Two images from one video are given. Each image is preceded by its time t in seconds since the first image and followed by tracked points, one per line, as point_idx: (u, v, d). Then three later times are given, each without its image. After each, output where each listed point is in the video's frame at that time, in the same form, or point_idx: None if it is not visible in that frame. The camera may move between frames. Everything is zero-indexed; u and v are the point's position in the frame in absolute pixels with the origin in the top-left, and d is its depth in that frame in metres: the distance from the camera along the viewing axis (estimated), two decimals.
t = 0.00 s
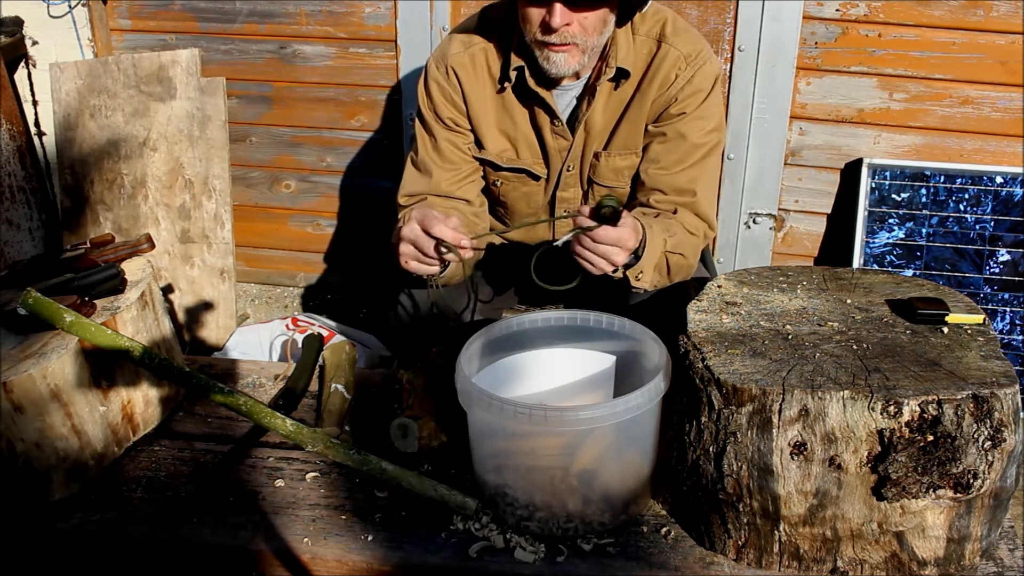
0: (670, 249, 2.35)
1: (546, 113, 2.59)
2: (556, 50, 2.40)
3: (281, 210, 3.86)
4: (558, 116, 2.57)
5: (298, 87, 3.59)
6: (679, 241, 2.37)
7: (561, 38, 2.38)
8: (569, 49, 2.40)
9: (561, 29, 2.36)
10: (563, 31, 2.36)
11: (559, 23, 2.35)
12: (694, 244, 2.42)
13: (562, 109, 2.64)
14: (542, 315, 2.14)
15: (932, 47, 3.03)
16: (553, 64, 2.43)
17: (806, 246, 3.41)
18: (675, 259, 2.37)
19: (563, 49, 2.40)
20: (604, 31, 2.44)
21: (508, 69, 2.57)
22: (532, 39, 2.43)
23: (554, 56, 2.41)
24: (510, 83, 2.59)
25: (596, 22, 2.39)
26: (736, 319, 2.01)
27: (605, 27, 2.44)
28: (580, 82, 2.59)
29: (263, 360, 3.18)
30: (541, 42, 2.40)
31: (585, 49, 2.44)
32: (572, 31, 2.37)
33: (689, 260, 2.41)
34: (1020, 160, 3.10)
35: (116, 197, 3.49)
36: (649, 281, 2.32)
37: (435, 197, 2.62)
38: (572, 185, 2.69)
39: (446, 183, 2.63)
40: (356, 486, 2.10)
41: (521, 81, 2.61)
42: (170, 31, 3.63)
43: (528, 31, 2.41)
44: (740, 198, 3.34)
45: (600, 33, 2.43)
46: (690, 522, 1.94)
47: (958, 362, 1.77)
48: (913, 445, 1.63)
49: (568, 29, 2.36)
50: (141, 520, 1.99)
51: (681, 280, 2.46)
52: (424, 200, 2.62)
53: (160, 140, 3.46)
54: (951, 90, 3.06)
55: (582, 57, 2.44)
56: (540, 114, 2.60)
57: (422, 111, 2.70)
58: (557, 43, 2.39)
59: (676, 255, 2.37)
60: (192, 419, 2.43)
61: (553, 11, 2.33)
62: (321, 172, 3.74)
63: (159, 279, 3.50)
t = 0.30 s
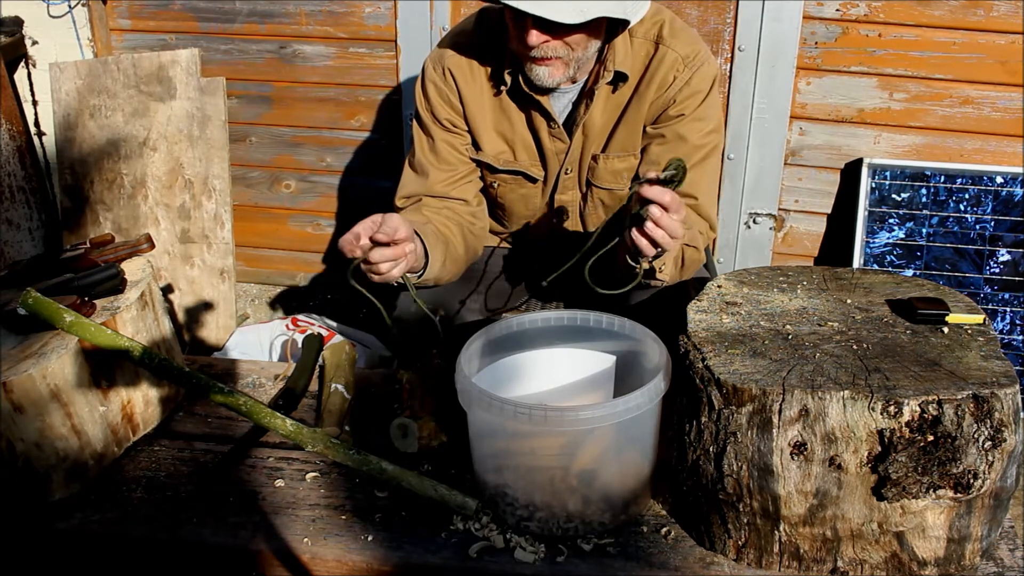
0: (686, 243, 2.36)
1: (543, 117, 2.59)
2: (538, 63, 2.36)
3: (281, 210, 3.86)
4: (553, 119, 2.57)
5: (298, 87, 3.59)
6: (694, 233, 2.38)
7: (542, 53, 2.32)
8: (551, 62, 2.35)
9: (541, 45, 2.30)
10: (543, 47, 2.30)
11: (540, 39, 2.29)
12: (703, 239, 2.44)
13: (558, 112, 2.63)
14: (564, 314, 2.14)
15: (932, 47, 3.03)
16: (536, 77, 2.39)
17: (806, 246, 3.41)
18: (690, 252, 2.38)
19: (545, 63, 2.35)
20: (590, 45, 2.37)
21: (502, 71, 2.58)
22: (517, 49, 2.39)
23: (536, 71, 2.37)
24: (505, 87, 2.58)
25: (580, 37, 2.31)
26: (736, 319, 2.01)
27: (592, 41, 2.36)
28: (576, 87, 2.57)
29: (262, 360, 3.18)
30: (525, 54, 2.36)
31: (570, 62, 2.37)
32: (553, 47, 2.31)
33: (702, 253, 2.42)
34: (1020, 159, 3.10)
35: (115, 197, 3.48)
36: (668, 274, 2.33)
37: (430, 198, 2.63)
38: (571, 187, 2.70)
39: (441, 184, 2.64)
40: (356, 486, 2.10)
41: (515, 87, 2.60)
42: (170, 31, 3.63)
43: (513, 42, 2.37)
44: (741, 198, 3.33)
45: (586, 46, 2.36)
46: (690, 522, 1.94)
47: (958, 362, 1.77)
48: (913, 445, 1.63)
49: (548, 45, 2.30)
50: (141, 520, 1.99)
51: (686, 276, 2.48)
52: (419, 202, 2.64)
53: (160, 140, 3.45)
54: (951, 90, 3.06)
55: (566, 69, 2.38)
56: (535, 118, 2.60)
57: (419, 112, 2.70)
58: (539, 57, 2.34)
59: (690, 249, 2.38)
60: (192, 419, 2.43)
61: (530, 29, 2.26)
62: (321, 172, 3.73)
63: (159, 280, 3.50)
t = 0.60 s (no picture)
0: (666, 244, 2.32)
1: (541, 117, 2.59)
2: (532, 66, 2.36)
3: (281, 210, 3.86)
4: (553, 119, 2.57)
5: (298, 87, 3.59)
6: (675, 235, 2.35)
7: (536, 56, 2.32)
8: (545, 66, 2.35)
9: (535, 48, 2.30)
10: (537, 50, 2.30)
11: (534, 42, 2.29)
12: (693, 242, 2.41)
13: (557, 112, 2.64)
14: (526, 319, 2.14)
15: (932, 47, 3.03)
16: (530, 79, 2.39)
17: (806, 246, 3.41)
18: (670, 254, 2.34)
19: (539, 66, 2.35)
20: (585, 50, 2.36)
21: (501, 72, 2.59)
22: (513, 51, 2.39)
23: (531, 73, 2.37)
24: (504, 87, 2.59)
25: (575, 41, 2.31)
26: (736, 319, 2.01)
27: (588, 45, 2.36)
28: (574, 87, 2.57)
29: (262, 360, 3.18)
30: (520, 56, 2.36)
31: (564, 66, 2.37)
32: (547, 50, 2.31)
33: (685, 256, 2.38)
34: (1020, 159, 3.10)
35: (115, 197, 3.48)
36: (643, 276, 2.29)
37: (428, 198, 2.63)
38: (570, 188, 2.70)
39: (440, 184, 2.64)
40: (356, 486, 2.10)
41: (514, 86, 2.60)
42: (170, 31, 3.63)
43: (509, 44, 2.38)
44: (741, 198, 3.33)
45: (581, 51, 2.35)
46: (691, 522, 1.94)
47: (958, 362, 1.77)
48: (913, 445, 1.63)
49: (543, 48, 2.30)
50: (142, 520, 1.99)
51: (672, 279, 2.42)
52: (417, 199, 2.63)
53: (160, 140, 3.45)
54: (951, 90, 3.06)
55: (561, 73, 2.38)
56: (534, 118, 2.60)
57: (418, 112, 2.70)
58: (533, 60, 2.34)
59: (672, 251, 2.34)
60: (192, 419, 2.43)
61: (525, 33, 2.27)
62: (321, 172, 3.73)
63: (159, 280, 3.50)
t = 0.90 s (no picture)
0: (640, 245, 2.34)
1: (541, 117, 2.60)
2: (535, 67, 2.36)
3: (281, 210, 3.86)
4: (553, 120, 2.57)
5: (298, 87, 3.59)
6: (649, 237, 2.36)
7: (540, 57, 2.32)
8: (548, 68, 2.35)
9: (538, 50, 2.30)
10: (540, 51, 2.30)
11: (536, 44, 2.28)
12: (679, 242, 2.41)
13: (557, 113, 2.65)
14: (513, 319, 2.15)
15: (932, 47, 3.03)
16: (532, 80, 2.39)
17: (806, 246, 3.41)
18: (647, 256, 2.35)
19: (542, 68, 2.35)
20: (587, 51, 2.36)
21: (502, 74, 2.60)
22: (515, 53, 2.39)
23: (534, 74, 2.37)
24: (505, 88, 2.59)
25: (578, 43, 2.31)
26: (736, 319, 2.01)
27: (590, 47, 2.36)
28: (575, 87, 2.57)
29: (262, 359, 3.18)
30: (523, 57, 2.36)
31: (566, 67, 2.38)
32: (551, 51, 2.30)
33: (665, 257, 2.38)
34: (1020, 160, 3.10)
35: (115, 197, 3.48)
36: (617, 278, 2.35)
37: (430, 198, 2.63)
38: (570, 188, 2.70)
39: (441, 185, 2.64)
40: (356, 486, 2.10)
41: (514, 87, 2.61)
42: (170, 31, 3.63)
43: (512, 45, 2.37)
44: (741, 198, 3.33)
45: (584, 53, 2.36)
46: (691, 522, 1.94)
47: (958, 362, 1.77)
48: (913, 445, 1.63)
49: (546, 50, 2.30)
50: (142, 520, 1.99)
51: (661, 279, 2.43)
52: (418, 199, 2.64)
53: (160, 140, 3.45)
54: (951, 90, 3.06)
55: (563, 74, 2.39)
56: (534, 118, 2.61)
57: (419, 112, 2.70)
58: (536, 61, 2.33)
59: (648, 251, 2.35)
60: (192, 419, 2.43)
61: (529, 34, 2.27)
62: (321, 172, 3.74)
63: (159, 279, 3.50)
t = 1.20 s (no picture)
0: (656, 244, 2.34)
1: (542, 117, 2.61)
2: (533, 65, 2.36)
3: (281, 210, 3.86)
4: (553, 119, 2.58)
5: (298, 87, 3.59)
6: (665, 237, 2.35)
7: (537, 56, 2.32)
8: (547, 66, 2.35)
9: (537, 48, 2.30)
10: (538, 49, 2.30)
11: (534, 42, 2.29)
12: (689, 242, 2.41)
13: (557, 113, 2.65)
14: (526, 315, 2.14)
15: (932, 47, 3.03)
16: (531, 79, 2.39)
17: (806, 246, 3.41)
18: (661, 255, 2.35)
19: (540, 66, 2.35)
20: (586, 50, 2.36)
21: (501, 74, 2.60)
22: (514, 52, 2.39)
23: (532, 73, 2.37)
24: (505, 88, 2.59)
25: (577, 41, 2.31)
26: (736, 319, 2.01)
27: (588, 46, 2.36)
28: (575, 88, 2.58)
29: (262, 360, 3.18)
30: (521, 56, 2.36)
31: (565, 67, 2.38)
32: (549, 50, 2.31)
33: (677, 257, 2.38)
34: (1020, 159, 3.10)
35: (116, 197, 3.48)
36: (633, 277, 2.33)
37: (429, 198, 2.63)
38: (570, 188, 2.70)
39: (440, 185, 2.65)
40: (356, 486, 2.10)
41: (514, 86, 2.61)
42: (170, 31, 3.63)
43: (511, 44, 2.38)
44: (741, 198, 3.33)
45: (582, 51, 2.35)
46: (690, 522, 1.94)
47: (958, 362, 1.77)
48: (913, 445, 1.63)
49: (544, 48, 2.30)
50: (142, 520, 1.99)
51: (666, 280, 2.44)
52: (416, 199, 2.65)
53: (160, 140, 3.45)
54: (951, 90, 3.06)
55: (561, 73, 2.39)
56: (535, 118, 2.62)
57: (419, 112, 2.70)
58: (534, 59, 2.33)
59: (663, 251, 2.35)
60: (192, 419, 2.43)
61: (527, 32, 2.27)
62: (321, 172, 3.74)
63: (159, 280, 3.50)
